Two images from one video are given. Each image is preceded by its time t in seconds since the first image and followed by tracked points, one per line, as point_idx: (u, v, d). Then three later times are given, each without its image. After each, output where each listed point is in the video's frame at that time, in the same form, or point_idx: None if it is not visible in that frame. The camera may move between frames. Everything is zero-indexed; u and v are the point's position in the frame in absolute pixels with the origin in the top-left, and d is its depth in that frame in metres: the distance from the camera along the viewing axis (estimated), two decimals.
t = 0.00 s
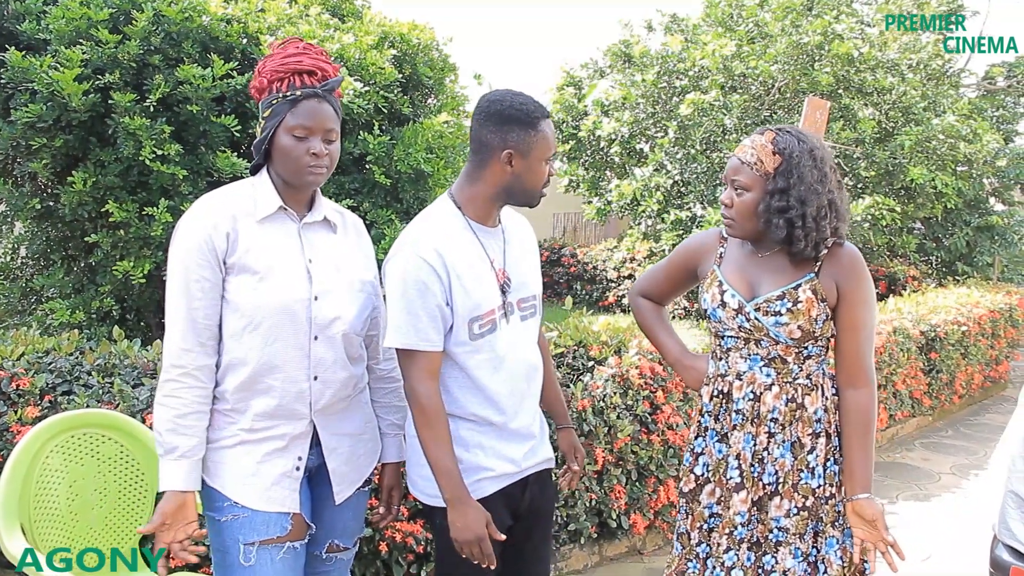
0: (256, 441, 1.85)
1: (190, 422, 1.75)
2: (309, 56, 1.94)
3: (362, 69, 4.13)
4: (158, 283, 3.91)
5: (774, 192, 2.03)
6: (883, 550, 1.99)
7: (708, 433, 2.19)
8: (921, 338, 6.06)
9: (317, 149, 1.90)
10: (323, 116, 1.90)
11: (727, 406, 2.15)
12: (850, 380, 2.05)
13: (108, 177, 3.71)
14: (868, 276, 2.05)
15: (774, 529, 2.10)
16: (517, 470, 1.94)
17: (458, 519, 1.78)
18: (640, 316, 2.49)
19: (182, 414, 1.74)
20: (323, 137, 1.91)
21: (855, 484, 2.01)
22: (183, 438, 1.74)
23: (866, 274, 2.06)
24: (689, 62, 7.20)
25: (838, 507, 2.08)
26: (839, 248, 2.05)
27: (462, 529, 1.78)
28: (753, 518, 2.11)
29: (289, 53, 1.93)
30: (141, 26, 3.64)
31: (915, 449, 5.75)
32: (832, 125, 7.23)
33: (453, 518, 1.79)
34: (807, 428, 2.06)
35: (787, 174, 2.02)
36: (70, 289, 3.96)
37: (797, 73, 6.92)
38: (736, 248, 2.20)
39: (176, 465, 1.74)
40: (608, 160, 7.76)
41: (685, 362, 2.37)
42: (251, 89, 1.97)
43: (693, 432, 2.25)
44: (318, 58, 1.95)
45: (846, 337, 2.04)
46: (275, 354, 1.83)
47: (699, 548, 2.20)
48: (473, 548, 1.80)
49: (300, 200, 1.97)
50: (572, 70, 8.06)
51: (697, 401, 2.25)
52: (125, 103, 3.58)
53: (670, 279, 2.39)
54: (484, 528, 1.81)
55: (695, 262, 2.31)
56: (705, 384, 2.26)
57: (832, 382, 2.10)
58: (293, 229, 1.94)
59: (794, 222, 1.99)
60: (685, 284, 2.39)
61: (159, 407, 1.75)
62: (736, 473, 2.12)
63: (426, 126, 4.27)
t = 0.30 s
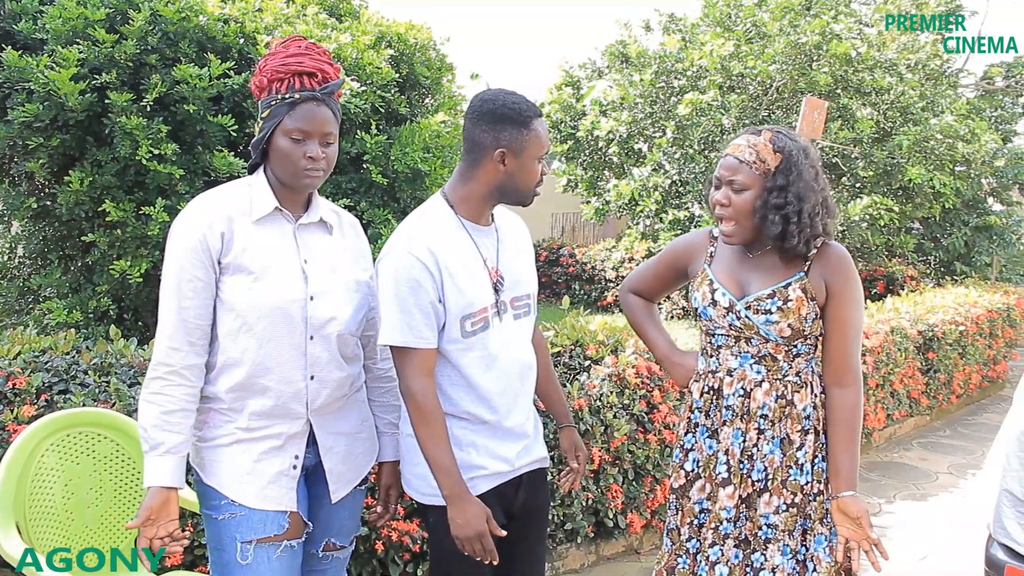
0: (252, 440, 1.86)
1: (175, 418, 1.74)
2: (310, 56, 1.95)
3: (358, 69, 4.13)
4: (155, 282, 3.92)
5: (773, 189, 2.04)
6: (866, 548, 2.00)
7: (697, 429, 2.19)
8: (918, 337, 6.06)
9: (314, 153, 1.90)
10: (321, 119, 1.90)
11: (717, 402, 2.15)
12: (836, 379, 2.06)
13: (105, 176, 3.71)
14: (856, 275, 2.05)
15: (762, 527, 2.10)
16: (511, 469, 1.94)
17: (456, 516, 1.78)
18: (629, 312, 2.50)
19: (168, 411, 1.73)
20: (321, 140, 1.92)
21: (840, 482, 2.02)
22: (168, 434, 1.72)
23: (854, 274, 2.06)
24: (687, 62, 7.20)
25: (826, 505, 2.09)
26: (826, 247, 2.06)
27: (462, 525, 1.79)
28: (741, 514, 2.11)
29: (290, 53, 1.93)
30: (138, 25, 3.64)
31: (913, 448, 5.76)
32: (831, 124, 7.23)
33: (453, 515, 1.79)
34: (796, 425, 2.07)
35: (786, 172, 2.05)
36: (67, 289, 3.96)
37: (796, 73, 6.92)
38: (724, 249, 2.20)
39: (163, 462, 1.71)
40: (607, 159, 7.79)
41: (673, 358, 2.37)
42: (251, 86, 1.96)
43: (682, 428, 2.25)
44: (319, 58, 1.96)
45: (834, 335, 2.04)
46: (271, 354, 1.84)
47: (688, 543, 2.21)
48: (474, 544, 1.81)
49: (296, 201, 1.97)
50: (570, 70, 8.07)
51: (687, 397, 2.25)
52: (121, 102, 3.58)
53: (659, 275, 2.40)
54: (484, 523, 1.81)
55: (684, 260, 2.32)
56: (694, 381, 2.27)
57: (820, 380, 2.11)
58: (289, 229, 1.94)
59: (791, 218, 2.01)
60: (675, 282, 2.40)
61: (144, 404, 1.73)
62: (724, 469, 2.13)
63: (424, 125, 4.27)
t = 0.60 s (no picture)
0: (253, 441, 1.86)
1: (188, 422, 1.75)
2: (299, 52, 1.94)
3: (358, 69, 4.14)
4: (155, 282, 3.92)
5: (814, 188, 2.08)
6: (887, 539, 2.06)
7: (705, 433, 2.17)
8: (918, 337, 6.06)
9: (313, 143, 1.90)
10: (316, 110, 1.91)
11: (729, 406, 2.14)
12: (842, 377, 2.14)
13: (105, 176, 3.71)
14: (855, 274, 2.13)
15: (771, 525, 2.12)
16: (509, 470, 1.94)
17: (447, 518, 1.78)
18: (624, 317, 2.42)
19: (182, 414, 1.75)
20: (318, 131, 1.92)
21: (856, 477, 2.10)
22: (186, 439, 1.75)
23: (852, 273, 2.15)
24: (687, 62, 7.21)
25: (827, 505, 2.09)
26: (826, 248, 2.15)
27: (451, 527, 1.79)
28: (752, 515, 2.12)
29: (281, 50, 1.93)
30: (138, 25, 3.64)
31: (913, 449, 5.76)
32: (830, 125, 7.22)
33: (443, 517, 1.79)
34: (806, 425, 2.10)
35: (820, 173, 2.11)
36: (67, 289, 3.96)
37: (795, 74, 6.93)
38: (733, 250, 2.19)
39: (185, 467, 1.76)
40: (607, 160, 7.80)
41: (674, 363, 2.30)
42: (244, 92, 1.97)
43: (686, 431, 2.22)
44: (308, 53, 1.95)
45: (839, 335, 2.12)
46: (272, 354, 1.84)
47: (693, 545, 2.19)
48: (462, 548, 1.80)
49: (297, 199, 1.98)
50: (570, 70, 8.08)
51: (694, 402, 2.22)
52: (121, 102, 3.58)
53: (655, 278, 2.33)
54: (473, 526, 1.81)
55: (683, 265, 2.27)
56: (700, 385, 2.23)
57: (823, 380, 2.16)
58: (291, 229, 1.94)
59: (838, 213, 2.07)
60: (672, 286, 2.34)
61: (159, 408, 1.75)
62: (737, 471, 2.12)
63: (423, 125, 4.26)
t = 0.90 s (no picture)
0: (254, 440, 1.85)
1: (197, 423, 1.75)
2: (288, 51, 1.93)
3: (357, 68, 4.14)
4: (154, 282, 3.91)
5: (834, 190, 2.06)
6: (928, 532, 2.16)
7: (741, 440, 2.13)
8: (917, 337, 6.06)
9: (306, 142, 1.90)
10: (307, 109, 1.90)
11: (768, 413, 2.10)
12: (882, 379, 2.13)
13: (104, 176, 3.71)
14: (888, 272, 2.13)
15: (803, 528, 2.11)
16: (510, 470, 1.94)
17: (449, 519, 1.78)
18: (652, 324, 2.33)
19: (192, 415, 1.74)
20: (311, 130, 1.91)
21: (899, 476, 2.14)
22: (197, 440, 1.75)
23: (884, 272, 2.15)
24: (686, 62, 7.20)
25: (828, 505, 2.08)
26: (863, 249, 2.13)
27: (452, 529, 1.78)
28: (785, 518, 2.11)
29: (269, 50, 1.92)
30: (137, 24, 3.64)
31: (913, 448, 5.76)
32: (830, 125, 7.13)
33: (445, 518, 1.78)
34: (845, 430, 2.08)
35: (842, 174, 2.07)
36: (66, 289, 3.96)
37: (795, 73, 6.91)
38: (766, 253, 2.16)
39: (195, 468, 1.75)
40: (606, 159, 7.80)
41: (707, 368, 2.22)
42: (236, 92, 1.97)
43: (720, 437, 2.17)
44: (297, 52, 1.94)
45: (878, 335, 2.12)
46: (272, 353, 1.83)
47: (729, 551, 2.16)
48: (464, 548, 1.80)
49: (295, 198, 1.97)
50: (569, 69, 8.08)
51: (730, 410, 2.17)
52: (120, 102, 3.57)
53: (685, 285, 2.25)
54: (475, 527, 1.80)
55: (715, 270, 2.21)
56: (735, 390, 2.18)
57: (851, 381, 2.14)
58: (290, 227, 1.94)
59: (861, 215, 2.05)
60: (704, 292, 2.26)
61: (167, 410, 1.73)
62: (777, 479, 2.10)
63: (422, 124, 4.26)
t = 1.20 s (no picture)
0: (253, 440, 1.85)
1: (199, 423, 1.74)
2: (283, 51, 1.92)
3: (356, 68, 4.14)
4: (152, 282, 3.91)
5: (837, 192, 1.99)
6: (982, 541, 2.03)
7: (780, 446, 2.11)
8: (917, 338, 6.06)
9: (304, 142, 1.90)
10: (303, 108, 1.90)
11: (810, 418, 2.08)
12: (937, 378, 2.07)
13: (102, 175, 3.70)
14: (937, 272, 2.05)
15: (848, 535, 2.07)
16: (513, 470, 1.94)
17: (455, 519, 1.77)
18: (695, 324, 2.32)
19: (193, 416, 1.73)
20: (308, 130, 1.91)
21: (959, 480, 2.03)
22: (199, 441, 1.74)
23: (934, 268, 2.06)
24: (685, 62, 7.21)
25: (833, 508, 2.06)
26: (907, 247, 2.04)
27: (461, 528, 1.77)
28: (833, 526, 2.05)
29: (263, 50, 1.91)
30: (136, 24, 3.64)
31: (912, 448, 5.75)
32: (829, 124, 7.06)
33: (452, 517, 1.77)
34: (889, 434, 2.03)
35: (852, 175, 1.98)
36: (64, 288, 3.95)
37: (794, 73, 6.88)
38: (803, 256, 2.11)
39: (196, 470, 1.74)
40: (605, 159, 7.81)
41: (748, 370, 2.21)
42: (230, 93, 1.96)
43: (761, 443, 2.15)
44: (291, 51, 1.93)
45: (926, 338, 2.06)
46: (272, 352, 1.83)
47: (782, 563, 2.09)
48: (472, 547, 1.79)
49: (293, 197, 1.97)
50: (568, 69, 8.09)
51: (771, 413, 2.15)
52: (119, 101, 3.56)
53: (729, 285, 2.23)
54: (483, 525, 1.80)
55: (756, 272, 2.18)
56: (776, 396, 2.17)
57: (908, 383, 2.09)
58: (287, 227, 1.93)
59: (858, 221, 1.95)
60: (745, 293, 2.24)
61: (167, 410, 1.73)
62: (822, 486, 2.05)
63: (421, 124, 4.26)
